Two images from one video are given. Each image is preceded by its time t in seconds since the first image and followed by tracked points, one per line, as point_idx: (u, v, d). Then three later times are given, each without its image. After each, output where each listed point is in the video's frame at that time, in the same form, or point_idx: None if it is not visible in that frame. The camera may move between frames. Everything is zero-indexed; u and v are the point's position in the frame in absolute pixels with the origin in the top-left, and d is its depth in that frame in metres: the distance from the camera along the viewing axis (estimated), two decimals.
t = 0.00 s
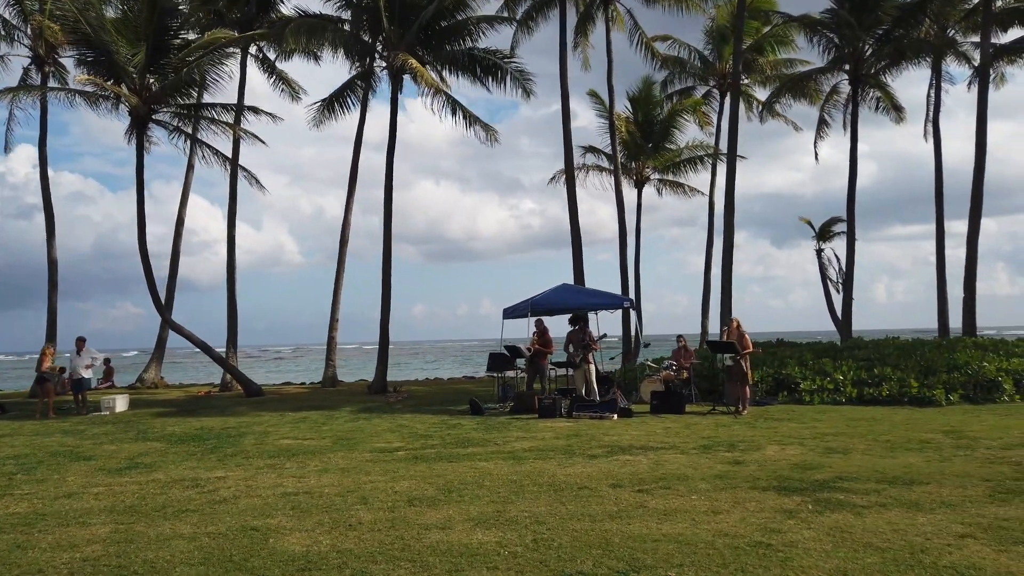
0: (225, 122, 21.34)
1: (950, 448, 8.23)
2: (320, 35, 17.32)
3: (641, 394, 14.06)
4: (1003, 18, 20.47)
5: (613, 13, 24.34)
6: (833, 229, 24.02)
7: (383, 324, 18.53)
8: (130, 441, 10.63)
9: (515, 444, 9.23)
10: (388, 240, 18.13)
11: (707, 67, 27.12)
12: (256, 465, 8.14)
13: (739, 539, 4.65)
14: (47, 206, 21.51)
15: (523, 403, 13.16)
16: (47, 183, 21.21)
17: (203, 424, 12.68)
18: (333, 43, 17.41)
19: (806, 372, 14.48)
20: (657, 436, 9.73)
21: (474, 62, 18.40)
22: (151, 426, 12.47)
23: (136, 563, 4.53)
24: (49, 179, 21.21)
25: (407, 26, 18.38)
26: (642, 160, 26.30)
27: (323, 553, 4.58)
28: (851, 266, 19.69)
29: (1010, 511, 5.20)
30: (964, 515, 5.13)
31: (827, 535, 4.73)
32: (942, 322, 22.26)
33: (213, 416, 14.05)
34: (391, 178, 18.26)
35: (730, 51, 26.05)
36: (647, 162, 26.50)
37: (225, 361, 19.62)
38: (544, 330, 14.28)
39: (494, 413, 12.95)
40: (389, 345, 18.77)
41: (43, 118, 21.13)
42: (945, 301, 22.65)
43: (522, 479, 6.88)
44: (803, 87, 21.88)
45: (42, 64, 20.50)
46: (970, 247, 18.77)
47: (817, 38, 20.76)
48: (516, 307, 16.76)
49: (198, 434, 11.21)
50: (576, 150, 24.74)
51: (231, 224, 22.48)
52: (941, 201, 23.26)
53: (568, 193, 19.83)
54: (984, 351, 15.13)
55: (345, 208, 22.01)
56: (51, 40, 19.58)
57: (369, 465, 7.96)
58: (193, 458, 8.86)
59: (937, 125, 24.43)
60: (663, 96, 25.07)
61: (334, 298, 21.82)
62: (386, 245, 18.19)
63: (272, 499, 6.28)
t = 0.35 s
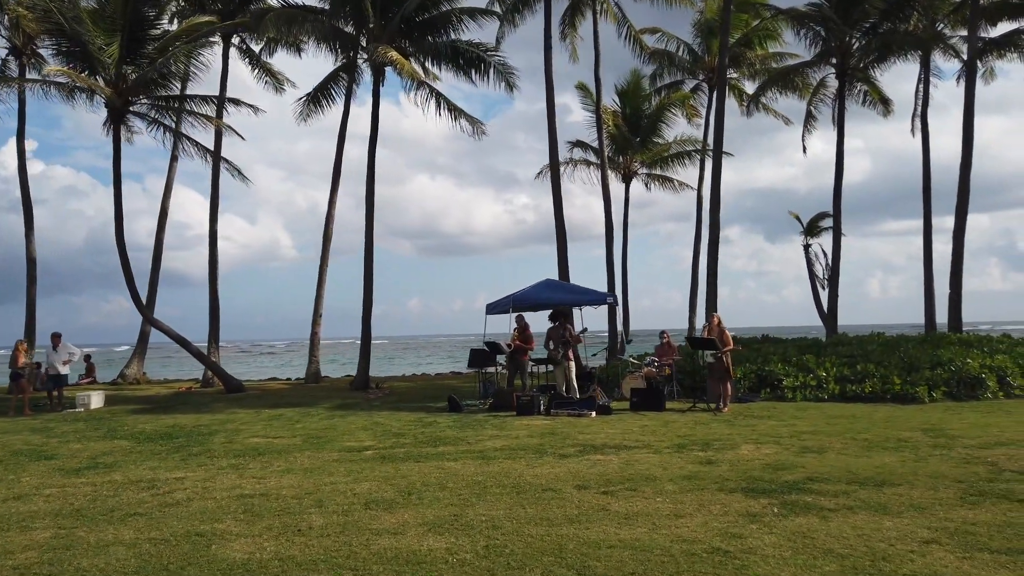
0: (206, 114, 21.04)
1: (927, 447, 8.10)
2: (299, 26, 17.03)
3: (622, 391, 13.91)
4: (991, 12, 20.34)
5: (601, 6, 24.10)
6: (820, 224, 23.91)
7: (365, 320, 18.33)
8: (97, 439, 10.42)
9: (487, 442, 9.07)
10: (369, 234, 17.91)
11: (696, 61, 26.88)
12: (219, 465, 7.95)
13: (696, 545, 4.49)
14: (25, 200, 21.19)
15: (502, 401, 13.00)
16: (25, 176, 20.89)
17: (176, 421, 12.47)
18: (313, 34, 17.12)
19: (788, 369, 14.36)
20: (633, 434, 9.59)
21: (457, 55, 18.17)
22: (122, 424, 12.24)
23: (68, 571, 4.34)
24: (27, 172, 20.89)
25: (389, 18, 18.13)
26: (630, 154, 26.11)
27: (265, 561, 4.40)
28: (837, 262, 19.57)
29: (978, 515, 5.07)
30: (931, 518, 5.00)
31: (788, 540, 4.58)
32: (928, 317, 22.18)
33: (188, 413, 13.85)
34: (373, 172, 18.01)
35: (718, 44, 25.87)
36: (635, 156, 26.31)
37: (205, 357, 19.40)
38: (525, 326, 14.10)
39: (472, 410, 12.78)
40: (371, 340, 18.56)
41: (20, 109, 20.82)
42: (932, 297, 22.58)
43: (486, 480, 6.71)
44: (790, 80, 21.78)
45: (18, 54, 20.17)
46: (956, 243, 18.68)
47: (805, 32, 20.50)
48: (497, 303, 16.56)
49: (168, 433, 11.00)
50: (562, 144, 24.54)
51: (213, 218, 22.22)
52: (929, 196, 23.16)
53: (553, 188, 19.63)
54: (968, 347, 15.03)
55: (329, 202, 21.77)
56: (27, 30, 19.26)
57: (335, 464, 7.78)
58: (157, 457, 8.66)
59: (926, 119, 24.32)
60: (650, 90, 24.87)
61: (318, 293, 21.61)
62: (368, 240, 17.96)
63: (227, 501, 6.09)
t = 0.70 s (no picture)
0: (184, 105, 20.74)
1: (897, 441, 8.00)
2: (276, 14, 16.76)
3: (600, 385, 13.79)
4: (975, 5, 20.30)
5: None
6: (804, 218, 23.85)
7: (344, 314, 18.14)
8: (61, 435, 10.21)
9: (456, 438, 8.92)
10: (348, 228, 17.71)
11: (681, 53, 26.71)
12: (177, 461, 7.78)
13: (645, 543, 4.37)
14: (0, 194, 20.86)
15: (478, 395, 12.87)
16: None
17: (146, 416, 12.27)
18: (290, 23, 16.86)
19: (767, 363, 14.28)
20: (605, 429, 9.47)
21: (436, 45, 17.96)
22: (91, 420, 12.03)
23: None
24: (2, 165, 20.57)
25: (367, 8, 17.90)
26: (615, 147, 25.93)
27: (197, 562, 4.25)
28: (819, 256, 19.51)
29: (937, 511, 4.96)
30: (889, 515, 4.89)
31: (740, 538, 4.45)
32: (912, 311, 22.16)
33: (160, 408, 13.63)
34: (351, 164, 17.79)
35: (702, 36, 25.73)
36: (620, 149, 26.13)
37: (182, 352, 19.17)
38: (502, 320, 13.94)
39: (447, 404, 12.64)
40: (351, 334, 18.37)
41: None
42: (915, 291, 22.55)
43: (446, 477, 6.56)
44: (775, 71, 21.88)
45: None
46: (937, 236, 18.63)
47: (788, 23, 20.67)
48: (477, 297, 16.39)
49: (134, 428, 10.80)
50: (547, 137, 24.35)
51: (192, 211, 21.94)
52: (913, 190, 23.10)
53: (534, 181, 19.48)
54: (948, 341, 14.98)
55: (309, 195, 21.53)
56: None
57: (297, 461, 7.62)
58: (117, 453, 8.47)
59: (910, 113, 24.27)
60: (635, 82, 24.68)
61: (298, 287, 21.39)
62: (346, 234, 17.75)
63: (176, 498, 5.92)
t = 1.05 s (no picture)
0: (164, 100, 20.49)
1: (871, 442, 7.92)
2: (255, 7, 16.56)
3: (580, 384, 13.68)
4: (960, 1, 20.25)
5: None
6: (790, 215, 23.80)
7: (325, 312, 17.98)
8: (28, 436, 10.04)
9: (427, 438, 8.80)
10: (329, 225, 17.53)
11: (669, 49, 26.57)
12: (139, 464, 7.63)
13: (598, 552, 4.26)
14: None
15: (456, 394, 12.75)
16: None
17: (118, 416, 12.09)
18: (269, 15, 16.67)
19: (748, 361, 14.21)
20: (579, 429, 9.37)
21: (418, 39, 17.81)
22: (63, 420, 11.85)
23: None
24: None
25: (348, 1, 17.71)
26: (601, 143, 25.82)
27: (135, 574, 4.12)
28: (804, 252, 19.46)
29: (900, 516, 4.87)
30: (851, 521, 4.79)
31: (696, 546, 4.35)
32: (896, 308, 22.15)
33: (135, 408, 13.46)
34: (332, 160, 17.61)
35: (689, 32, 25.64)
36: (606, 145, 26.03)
37: (162, 350, 18.96)
38: (481, 319, 13.80)
39: (425, 404, 12.49)
40: (332, 332, 18.21)
41: None
42: (900, 288, 22.52)
43: (409, 481, 6.43)
44: (760, 67, 21.84)
45: None
46: (921, 233, 18.59)
47: (773, 19, 20.66)
48: (458, 295, 16.23)
49: (104, 429, 10.64)
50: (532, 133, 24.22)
51: (173, 207, 21.71)
52: (898, 186, 23.06)
53: (518, 178, 19.34)
54: (930, 339, 14.94)
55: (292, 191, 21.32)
56: None
57: (261, 463, 7.48)
58: (80, 456, 8.30)
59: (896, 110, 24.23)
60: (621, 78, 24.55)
61: (281, 285, 21.20)
62: (327, 231, 17.58)
63: (129, 504, 5.77)
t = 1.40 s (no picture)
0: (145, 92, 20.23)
1: (851, 440, 7.80)
2: None
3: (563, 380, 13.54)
4: None
5: None
6: (778, 210, 23.71)
7: (308, 307, 17.79)
8: None
9: (402, 436, 8.65)
10: (311, 220, 17.32)
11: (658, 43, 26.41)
12: (104, 463, 7.44)
13: (559, 556, 4.11)
14: None
15: (438, 390, 12.60)
16: None
17: (92, 413, 11.89)
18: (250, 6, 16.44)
19: (733, 357, 14.10)
20: (558, 426, 9.24)
21: (401, 31, 17.62)
22: (36, 417, 11.65)
23: None
24: None
25: None
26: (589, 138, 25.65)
27: None
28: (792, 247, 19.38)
29: (873, 517, 4.74)
30: (822, 522, 4.66)
31: (660, 549, 4.21)
32: (884, 303, 22.09)
33: (111, 404, 13.26)
34: (315, 153, 17.40)
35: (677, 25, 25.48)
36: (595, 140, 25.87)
37: (143, 346, 18.73)
38: (464, 314, 13.64)
39: (406, 400, 12.33)
40: (316, 328, 18.02)
41: None
42: (888, 284, 22.48)
43: (376, 480, 6.26)
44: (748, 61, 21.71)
45: None
46: (909, 229, 18.52)
47: (762, 12, 20.53)
48: (441, 290, 16.05)
49: (76, 426, 10.44)
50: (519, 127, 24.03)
51: (156, 201, 21.45)
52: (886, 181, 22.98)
53: (504, 172, 19.16)
54: (916, 334, 14.86)
55: (276, 185, 21.08)
56: None
57: (229, 462, 7.31)
58: (45, 454, 8.11)
59: (885, 104, 24.14)
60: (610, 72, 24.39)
61: (265, 280, 20.99)
62: (310, 225, 17.37)
63: (84, 505, 5.59)
